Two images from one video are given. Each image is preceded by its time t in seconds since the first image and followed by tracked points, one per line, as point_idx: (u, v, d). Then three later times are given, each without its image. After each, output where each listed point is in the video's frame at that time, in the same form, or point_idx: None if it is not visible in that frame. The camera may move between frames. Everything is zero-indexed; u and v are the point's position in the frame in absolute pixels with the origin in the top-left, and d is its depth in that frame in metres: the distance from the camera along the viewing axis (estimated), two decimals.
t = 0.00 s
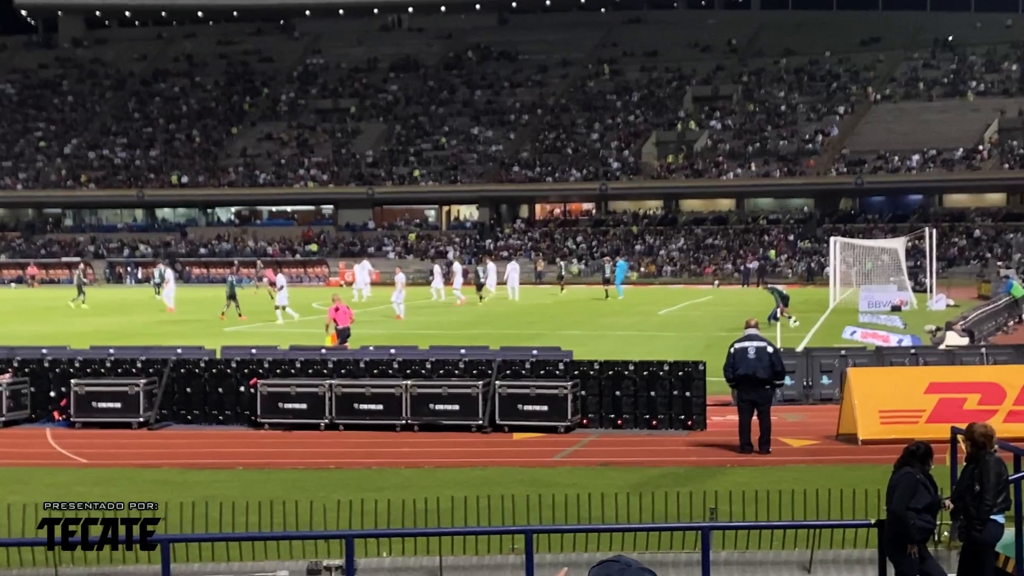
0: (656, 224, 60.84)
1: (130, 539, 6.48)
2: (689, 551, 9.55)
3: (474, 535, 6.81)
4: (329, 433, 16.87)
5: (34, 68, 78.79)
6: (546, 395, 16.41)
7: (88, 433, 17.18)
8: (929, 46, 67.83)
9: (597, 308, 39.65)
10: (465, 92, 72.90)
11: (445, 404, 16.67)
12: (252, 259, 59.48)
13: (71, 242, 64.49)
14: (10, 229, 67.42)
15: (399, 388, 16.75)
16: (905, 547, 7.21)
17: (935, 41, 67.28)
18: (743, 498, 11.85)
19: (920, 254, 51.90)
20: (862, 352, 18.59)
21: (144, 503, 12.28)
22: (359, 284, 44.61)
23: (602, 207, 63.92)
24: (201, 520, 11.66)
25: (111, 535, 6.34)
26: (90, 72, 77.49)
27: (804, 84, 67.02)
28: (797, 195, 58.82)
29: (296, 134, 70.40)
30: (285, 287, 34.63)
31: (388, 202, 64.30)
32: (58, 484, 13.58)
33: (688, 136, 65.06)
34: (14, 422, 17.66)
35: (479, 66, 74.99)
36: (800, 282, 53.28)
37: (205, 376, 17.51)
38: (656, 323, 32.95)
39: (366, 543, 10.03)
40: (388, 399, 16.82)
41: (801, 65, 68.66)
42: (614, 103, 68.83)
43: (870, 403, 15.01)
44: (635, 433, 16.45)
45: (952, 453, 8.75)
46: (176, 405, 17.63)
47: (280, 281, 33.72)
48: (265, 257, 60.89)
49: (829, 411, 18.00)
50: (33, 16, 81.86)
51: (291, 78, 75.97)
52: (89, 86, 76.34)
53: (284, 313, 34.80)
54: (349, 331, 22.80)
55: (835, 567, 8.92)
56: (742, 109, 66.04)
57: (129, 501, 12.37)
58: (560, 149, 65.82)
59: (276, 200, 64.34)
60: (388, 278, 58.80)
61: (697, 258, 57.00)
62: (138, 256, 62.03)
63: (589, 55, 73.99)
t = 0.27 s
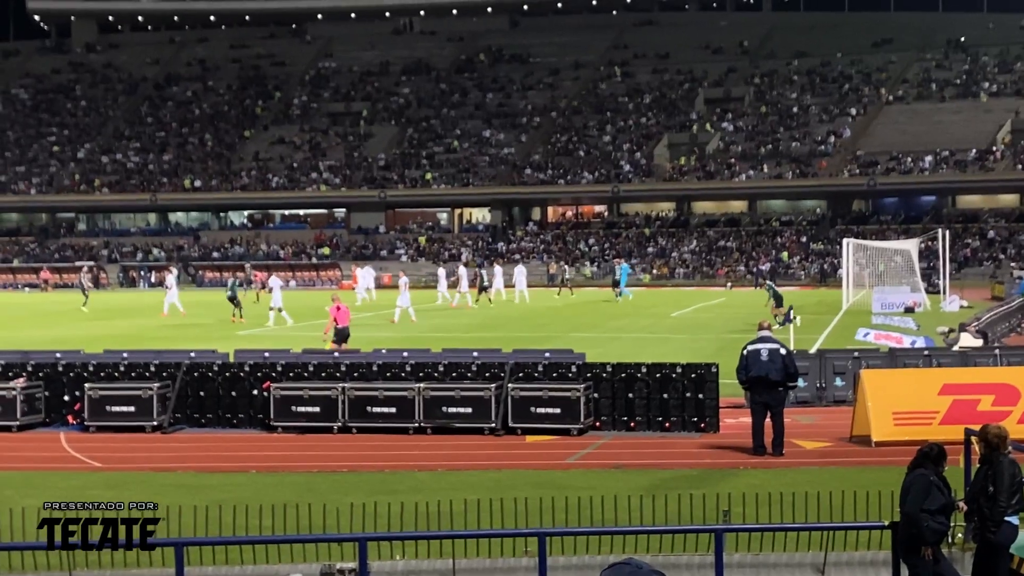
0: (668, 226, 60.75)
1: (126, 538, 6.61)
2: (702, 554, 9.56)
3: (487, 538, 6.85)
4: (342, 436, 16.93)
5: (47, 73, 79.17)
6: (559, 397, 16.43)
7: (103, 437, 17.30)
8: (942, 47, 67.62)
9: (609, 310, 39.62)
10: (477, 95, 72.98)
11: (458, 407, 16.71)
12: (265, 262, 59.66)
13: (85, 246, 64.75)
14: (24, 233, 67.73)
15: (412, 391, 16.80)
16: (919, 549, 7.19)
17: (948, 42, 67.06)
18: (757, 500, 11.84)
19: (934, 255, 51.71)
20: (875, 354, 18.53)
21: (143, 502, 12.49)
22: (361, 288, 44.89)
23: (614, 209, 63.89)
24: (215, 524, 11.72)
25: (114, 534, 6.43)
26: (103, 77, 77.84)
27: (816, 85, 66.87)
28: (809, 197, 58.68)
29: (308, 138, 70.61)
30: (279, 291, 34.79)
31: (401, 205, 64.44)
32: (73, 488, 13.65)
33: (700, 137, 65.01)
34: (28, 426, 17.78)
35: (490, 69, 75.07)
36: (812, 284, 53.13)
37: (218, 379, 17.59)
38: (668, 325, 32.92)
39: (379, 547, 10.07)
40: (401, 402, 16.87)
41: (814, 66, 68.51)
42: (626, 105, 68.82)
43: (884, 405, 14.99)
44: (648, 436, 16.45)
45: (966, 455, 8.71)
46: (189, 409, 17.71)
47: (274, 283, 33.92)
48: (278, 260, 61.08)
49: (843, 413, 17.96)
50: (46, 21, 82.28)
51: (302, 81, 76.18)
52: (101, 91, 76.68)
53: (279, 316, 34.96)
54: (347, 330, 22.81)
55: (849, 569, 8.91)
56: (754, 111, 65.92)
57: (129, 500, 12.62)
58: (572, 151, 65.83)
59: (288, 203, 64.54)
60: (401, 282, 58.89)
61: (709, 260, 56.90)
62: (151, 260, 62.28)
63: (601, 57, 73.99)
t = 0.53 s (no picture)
0: (677, 228, 60.71)
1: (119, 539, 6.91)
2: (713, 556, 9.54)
3: (497, 541, 6.86)
4: (352, 440, 16.95)
5: (55, 79, 79.40)
6: (568, 400, 16.43)
7: (113, 442, 17.35)
8: (950, 48, 67.49)
9: (617, 313, 39.60)
10: (485, 99, 73.03)
11: (467, 410, 16.71)
12: (275, 267, 59.77)
13: (94, 252, 64.94)
14: (33, 239, 67.91)
15: (421, 395, 16.80)
16: (930, 550, 7.17)
17: (956, 42, 66.94)
18: (768, 502, 11.82)
19: (943, 256, 51.58)
20: (884, 355, 18.49)
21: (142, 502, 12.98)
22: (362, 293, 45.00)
23: (622, 212, 63.88)
24: (226, 529, 11.74)
25: (114, 538, 6.66)
26: (111, 82, 78.05)
27: (824, 87, 66.77)
28: (818, 198, 58.58)
29: (317, 142, 70.74)
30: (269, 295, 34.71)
31: (409, 209, 64.53)
32: (84, 493, 13.69)
33: (708, 139, 64.96)
34: (38, 432, 17.84)
35: (498, 72, 75.12)
36: (822, 285, 53.01)
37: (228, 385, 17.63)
38: (677, 327, 32.90)
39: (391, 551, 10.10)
40: (411, 406, 16.88)
41: (822, 68, 68.42)
42: (634, 108, 68.80)
43: (893, 406, 14.94)
44: (657, 438, 16.44)
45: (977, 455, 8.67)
46: (199, 414, 17.75)
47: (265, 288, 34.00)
48: (287, 265, 61.18)
49: (853, 415, 17.91)
50: (54, 27, 82.50)
51: (310, 86, 76.33)
52: (110, 97, 76.91)
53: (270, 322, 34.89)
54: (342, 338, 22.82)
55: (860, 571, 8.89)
56: (762, 112, 65.83)
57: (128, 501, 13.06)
58: (580, 154, 65.83)
59: (297, 208, 64.67)
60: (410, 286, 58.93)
61: (719, 262, 56.83)
62: (161, 265, 62.44)
63: (609, 60, 73.98)
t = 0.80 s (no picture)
0: (683, 231, 60.68)
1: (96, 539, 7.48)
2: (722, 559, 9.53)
3: (504, 547, 6.87)
4: (360, 445, 16.98)
5: (62, 87, 79.65)
6: (576, 404, 16.44)
7: (121, 450, 17.41)
8: (956, 48, 67.39)
9: (624, 316, 39.59)
10: (491, 103, 73.12)
11: (475, 415, 16.72)
12: (282, 273, 59.86)
13: (102, 259, 65.10)
14: (41, 247, 68.08)
15: (429, 400, 16.82)
16: (938, 552, 7.17)
17: (962, 43, 66.85)
18: (776, 505, 11.81)
19: (951, 256, 51.47)
20: (892, 356, 18.48)
21: (142, 501, 13.58)
22: (356, 298, 44.11)
23: (629, 215, 63.88)
24: (234, 536, 11.77)
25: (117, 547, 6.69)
26: (117, 90, 78.29)
27: (830, 88, 66.71)
28: (825, 200, 58.51)
29: (323, 148, 70.88)
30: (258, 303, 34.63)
31: (416, 214, 64.61)
32: (92, 502, 13.73)
33: (714, 142, 64.93)
34: (47, 440, 17.92)
35: (504, 76, 75.20)
36: (829, 287, 52.92)
37: (235, 392, 17.67)
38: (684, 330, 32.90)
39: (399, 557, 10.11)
40: (419, 411, 16.90)
41: (828, 69, 68.36)
42: (640, 111, 68.80)
43: (902, 407, 14.93)
44: (666, 441, 16.44)
45: (986, 456, 8.65)
46: (207, 420, 17.78)
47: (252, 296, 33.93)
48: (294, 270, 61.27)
49: (861, 417, 17.89)
50: (60, 35, 82.76)
51: (317, 91, 76.49)
52: (116, 104, 77.15)
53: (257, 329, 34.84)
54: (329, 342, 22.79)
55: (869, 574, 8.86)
56: (768, 114, 65.78)
57: (128, 501, 13.68)
58: (586, 157, 65.83)
59: (304, 213, 64.77)
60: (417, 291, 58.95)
61: (726, 264, 56.75)
62: (168, 272, 62.57)
63: (615, 63, 74.02)
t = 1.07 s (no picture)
0: (691, 233, 60.64)
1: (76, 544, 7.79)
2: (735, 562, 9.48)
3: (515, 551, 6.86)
4: (370, 450, 16.99)
5: (70, 94, 79.87)
6: (585, 407, 16.42)
7: (132, 455, 17.42)
8: (962, 48, 67.27)
9: (633, 319, 39.57)
10: (498, 107, 73.18)
11: (484, 419, 16.73)
12: (291, 278, 59.91)
13: (111, 266, 65.21)
14: (50, 254, 68.22)
15: (438, 405, 16.81)
16: (947, 554, 7.16)
17: (969, 43, 66.73)
18: (786, 508, 11.78)
19: (959, 257, 51.33)
20: (902, 357, 18.45)
21: (141, 501, 14.02)
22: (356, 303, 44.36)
23: (637, 218, 63.84)
24: (244, 542, 11.80)
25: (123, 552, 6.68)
26: (125, 96, 78.54)
27: (837, 89, 66.62)
28: (833, 201, 58.42)
29: (331, 152, 70.99)
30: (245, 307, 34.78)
31: (424, 218, 64.67)
32: (100, 509, 13.75)
33: (722, 144, 64.82)
34: (58, 446, 17.93)
35: (511, 80, 75.26)
36: (839, 288, 52.79)
37: (246, 397, 17.75)
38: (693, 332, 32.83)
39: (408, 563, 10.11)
40: (428, 416, 16.90)
41: (835, 70, 68.27)
42: (647, 113, 68.76)
43: (911, 409, 14.89)
44: (675, 444, 16.41)
45: (995, 456, 8.62)
46: (217, 426, 17.83)
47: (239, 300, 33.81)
48: (303, 275, 61.33)
49: (870, 418, 17.85)
50: (69, 42, 83.07)
51: (324, 97, 76.67)
52: (124, 111, 77.37)
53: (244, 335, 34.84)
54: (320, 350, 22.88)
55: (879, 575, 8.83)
56: (775, 116, 65.69)
57: (128, 501, 14.12)
58: (593, 160, 65.80)
59: (312, 219, 64.86)
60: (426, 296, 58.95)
61: (734, 266, 56.66)
62: (177, 278, 62.66)
63: (621, 66, 74.05)
